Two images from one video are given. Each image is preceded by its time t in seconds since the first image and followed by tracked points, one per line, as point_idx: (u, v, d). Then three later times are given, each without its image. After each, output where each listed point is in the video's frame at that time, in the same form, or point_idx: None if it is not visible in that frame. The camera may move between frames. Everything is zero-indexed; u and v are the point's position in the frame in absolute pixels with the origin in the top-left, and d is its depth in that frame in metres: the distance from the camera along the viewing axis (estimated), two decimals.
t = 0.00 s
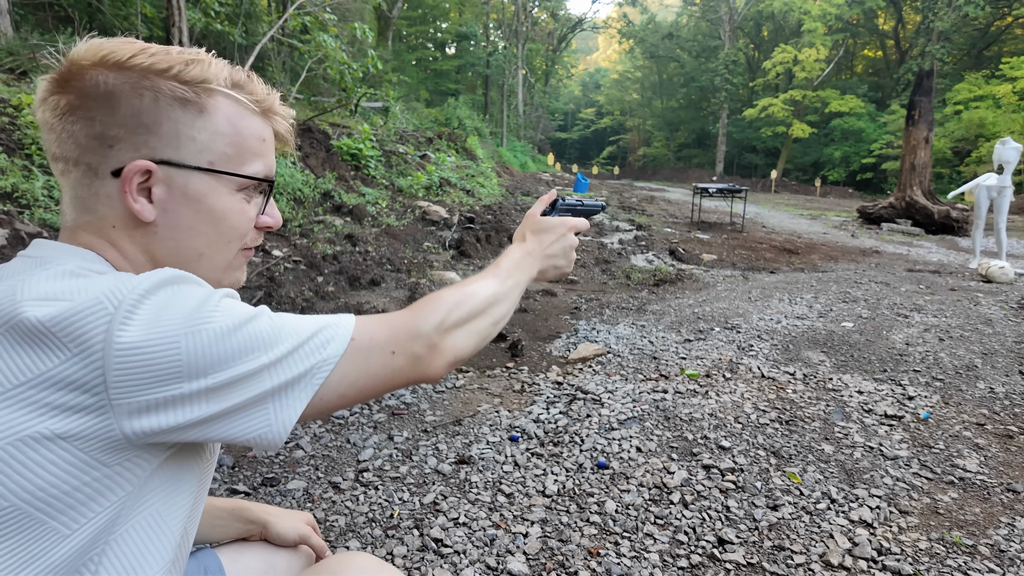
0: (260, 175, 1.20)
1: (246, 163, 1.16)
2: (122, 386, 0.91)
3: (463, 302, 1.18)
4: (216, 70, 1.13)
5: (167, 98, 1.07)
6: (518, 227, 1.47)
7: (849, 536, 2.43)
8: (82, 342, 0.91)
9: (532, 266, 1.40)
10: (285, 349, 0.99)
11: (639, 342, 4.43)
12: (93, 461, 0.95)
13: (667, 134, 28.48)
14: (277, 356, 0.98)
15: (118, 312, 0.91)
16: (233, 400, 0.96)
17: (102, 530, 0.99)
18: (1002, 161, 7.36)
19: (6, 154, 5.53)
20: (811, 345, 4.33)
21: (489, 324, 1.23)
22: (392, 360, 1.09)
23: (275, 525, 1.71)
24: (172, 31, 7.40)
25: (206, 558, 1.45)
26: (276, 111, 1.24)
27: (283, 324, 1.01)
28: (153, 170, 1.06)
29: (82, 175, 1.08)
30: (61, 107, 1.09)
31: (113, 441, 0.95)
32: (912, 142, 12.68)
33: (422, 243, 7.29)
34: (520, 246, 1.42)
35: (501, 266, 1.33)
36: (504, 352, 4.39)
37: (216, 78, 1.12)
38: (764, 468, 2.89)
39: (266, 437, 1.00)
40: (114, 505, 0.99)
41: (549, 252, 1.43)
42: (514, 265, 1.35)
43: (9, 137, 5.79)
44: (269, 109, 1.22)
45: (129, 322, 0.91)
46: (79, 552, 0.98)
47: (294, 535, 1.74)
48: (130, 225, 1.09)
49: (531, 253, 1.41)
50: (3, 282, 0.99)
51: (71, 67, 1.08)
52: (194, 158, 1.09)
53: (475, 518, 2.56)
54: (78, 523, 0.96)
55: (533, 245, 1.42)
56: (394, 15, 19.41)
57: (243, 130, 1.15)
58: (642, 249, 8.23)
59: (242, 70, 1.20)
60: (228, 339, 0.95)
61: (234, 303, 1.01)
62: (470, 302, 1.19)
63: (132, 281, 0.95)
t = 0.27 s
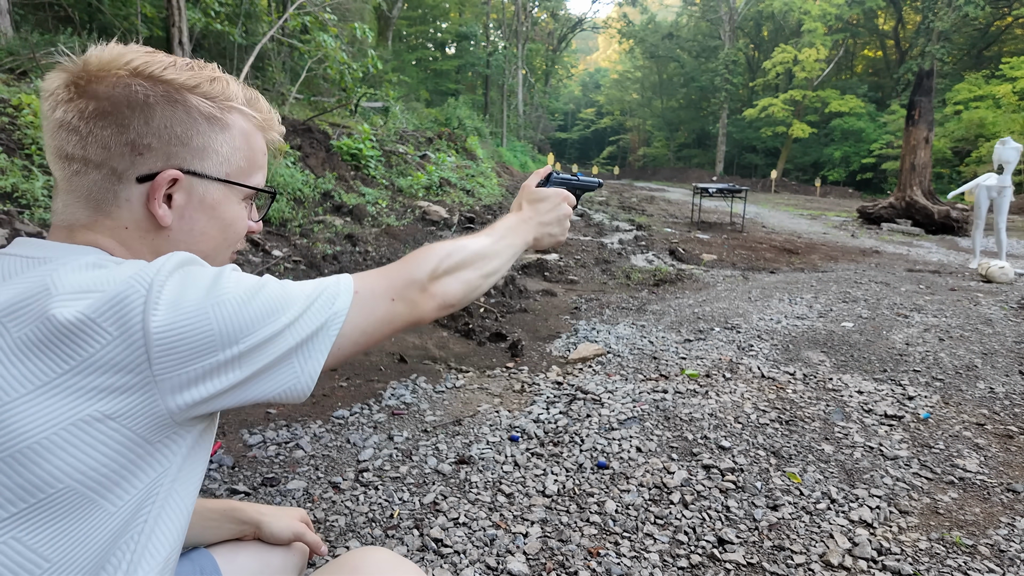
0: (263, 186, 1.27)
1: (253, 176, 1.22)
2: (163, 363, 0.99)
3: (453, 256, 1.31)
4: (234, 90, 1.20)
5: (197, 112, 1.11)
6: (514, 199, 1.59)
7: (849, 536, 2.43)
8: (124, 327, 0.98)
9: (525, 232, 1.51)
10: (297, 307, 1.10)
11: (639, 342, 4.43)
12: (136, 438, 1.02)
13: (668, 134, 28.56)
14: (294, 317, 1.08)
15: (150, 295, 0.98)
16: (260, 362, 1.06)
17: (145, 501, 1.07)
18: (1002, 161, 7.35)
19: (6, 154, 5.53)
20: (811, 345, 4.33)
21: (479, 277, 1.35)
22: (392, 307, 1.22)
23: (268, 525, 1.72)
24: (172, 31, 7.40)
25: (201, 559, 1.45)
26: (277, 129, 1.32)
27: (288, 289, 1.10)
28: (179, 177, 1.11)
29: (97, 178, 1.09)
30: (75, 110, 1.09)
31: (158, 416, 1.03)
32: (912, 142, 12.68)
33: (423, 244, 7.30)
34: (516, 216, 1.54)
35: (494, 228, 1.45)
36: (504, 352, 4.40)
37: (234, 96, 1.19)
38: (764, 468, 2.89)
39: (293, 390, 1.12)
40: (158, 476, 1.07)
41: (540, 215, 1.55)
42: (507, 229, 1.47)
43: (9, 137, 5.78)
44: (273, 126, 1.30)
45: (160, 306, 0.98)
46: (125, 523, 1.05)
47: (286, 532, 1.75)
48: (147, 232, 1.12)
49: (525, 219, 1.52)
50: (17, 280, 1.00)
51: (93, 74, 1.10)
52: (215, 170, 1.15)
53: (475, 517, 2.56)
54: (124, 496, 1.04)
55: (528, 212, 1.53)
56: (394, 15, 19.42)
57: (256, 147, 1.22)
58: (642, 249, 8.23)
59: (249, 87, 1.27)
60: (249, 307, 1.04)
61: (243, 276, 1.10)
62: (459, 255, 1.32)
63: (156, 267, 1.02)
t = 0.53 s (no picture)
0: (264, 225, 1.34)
1: (259, 215, 1.30)
2: (176, 351, 1.02)
3: (437, 239, 1.39)
4: (266, 138, 1.29)
5: (230, 150, 1.20)
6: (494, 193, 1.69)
7: (849, 536, 2.43)
8: (136, 318, 1.00)
9: (506, 220, 1.61)
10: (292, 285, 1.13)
11: (639, 342, 4.44)
12: (152, 425, 1.04)
13: (667, 134, 28.66)
14: (290, 296, 1.12)
15: (155, 286, 1.01)
16: (263, 342, 1.09)
17: (162, 487, 1.09)
18: (1002, 161, 7.35)
19: (6, 155, 5.52)
20: (812, 345, 4.33)
21: (461, 260, 1.44)
22: (382, 285, 1.27)
23: (263, 525, 1.74)
24: (171, 30, 7.38)
25: (198, 560, 1.46)
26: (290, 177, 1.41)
27: (279, 273, 1.14)
28: (197, 201, 1.17)
29: (116, 183, 1.14)
30: (120, 118, 1.14)
31: (174, 402, 1.05)
32: (912, 142, 12.70)
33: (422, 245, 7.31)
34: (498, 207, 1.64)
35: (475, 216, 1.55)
36: (504, 352, 4.40)
37: (264, 143, 1.28)
38: (764, 467, 2.89)
39: (295, 366, 1.15)
40: (174, 462, 1.10)
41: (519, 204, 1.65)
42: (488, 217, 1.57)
43: (9, 137, 5.78)
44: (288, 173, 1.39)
45: (167, 295, 1.01)
46: (143, 511, 1.07)
47: (282, 532, 1.78)
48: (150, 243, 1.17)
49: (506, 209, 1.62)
50: (18, 280, 1.00)
51: (146, 92, 1.16)
52: (232, 203, 1.22)
53: (475, 517, 2.56)
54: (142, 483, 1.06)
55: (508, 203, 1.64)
56: (394, 15, 19.43)
57: (269, 189, 1.30)
58: (643, 249, 8.24)
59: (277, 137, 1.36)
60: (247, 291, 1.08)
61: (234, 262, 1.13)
62: (443, 239, 1.40)
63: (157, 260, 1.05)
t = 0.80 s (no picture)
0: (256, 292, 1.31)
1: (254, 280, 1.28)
2: (161, 373, 0.99)
3: (431, 254, 1.32)
4: (286, 212, 1.34)
5: (247, 205, 1.22)
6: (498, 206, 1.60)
7: None
8: (118, 341, 0.98)
9: (508, 233, 1.51)
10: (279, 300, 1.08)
11: (659, 369, 4.21)
12: (137, 453, 1.02)
13: (690, 144, 28.61)
14: (279, 312, 1.07)
15: (137, 305, 0.99)
16: (252, 361, 1.04)
17: (148, 519, 1.07)
18: None
19: None
20: (845, 373, 4.10)
21: (458, 275, 1.36)
22: (373, 301, 1.21)
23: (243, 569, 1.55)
24: (151, 31, 7.24)
25: None
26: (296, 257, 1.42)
27: (266, 291, 1.09)
28: (198, 245, 1.16)
29: (125, 208, 1.14)
30: (155, 151, 1.19)
31: (159, 429, 1.02)
32: (955, 153, 12.52)
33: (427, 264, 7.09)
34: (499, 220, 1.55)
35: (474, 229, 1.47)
36: (514, 380, 4.17)
37: (281, 218, 1.32)
38: (794, 505, 2.65)
39: (285, 388, 1.10)
40: (162, 493, 1.08)
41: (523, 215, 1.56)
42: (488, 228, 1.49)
43: None
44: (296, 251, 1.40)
45: (152, 316, 0.99)
46: (130, 544, 1.06)
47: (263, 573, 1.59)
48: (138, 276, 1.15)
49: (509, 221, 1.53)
50: None
51: (188, 137, 1.23)
52: (230, 260, 1.21)
53: (482, 559, 2.33)
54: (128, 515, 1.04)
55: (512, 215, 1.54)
56: (393, 15, 19.12)
57: (272, 255, 1.30)
58: (662, 270, 8.00)
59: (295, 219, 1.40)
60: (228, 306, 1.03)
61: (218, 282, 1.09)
62: (437, 254, 1.33)
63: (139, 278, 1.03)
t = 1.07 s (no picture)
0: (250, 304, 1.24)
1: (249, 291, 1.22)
2: (148, 376, 0.93)
3: (432, 257, 1.28)
4: (284, 221, 1.29)
5: (243, 211, 1.17)
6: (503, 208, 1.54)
7: None
8: (105, 344, 0.92)
9: (513, 234, 1.45)
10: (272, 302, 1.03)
11: (664, 376, 4.16)
12: (125, 459, 0.95)
13: (695, 147, 28.65)
14: (271, 314, 1.02)
15: (124, 307, 0.93)
16: (244, 364, 0.99)
17: (138, 527, 1.00)
18: None
19: None
20: (853, 380, 4.05)
21: (460, 278, 1.31)
22: (370, 303, 1.16)
23: None
24: (148, 32, 7.16)
25: None
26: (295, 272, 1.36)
27: (259, 295, 1.04)
28: (189, 248, 1.10)
29: (117, 212, 1.09)
30: (148, 154, 1.14)
31: (149, 434, 0.96)
32: (965, 156, 12.51)
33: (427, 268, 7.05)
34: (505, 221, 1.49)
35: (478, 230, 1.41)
36: (515, 387, 4.13)
37: (280, 227, 1.26)
38: (802, 514, 2.60)
39: (279, 392, 1.04)
40: (152, 502, 1.01)
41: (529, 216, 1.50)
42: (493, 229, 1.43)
43: None
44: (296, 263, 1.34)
45: (139, 317, 0.93)
46: (118, 555, 0.98)
47: None
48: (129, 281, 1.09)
49: (515, 223, 1.47)
50: None
51: (184, 142, 1.18)
52: (225, 267, 1.16)
53: (483, 569, 2.28)
54: (116, 525, 0.97)
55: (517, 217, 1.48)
56: (393, 16, 19.09)
57: (268, 266, 1.24)
58: (667, 274, 7.94)
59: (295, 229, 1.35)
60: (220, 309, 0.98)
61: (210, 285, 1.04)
62: (437, 258, 1.28)
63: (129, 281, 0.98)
